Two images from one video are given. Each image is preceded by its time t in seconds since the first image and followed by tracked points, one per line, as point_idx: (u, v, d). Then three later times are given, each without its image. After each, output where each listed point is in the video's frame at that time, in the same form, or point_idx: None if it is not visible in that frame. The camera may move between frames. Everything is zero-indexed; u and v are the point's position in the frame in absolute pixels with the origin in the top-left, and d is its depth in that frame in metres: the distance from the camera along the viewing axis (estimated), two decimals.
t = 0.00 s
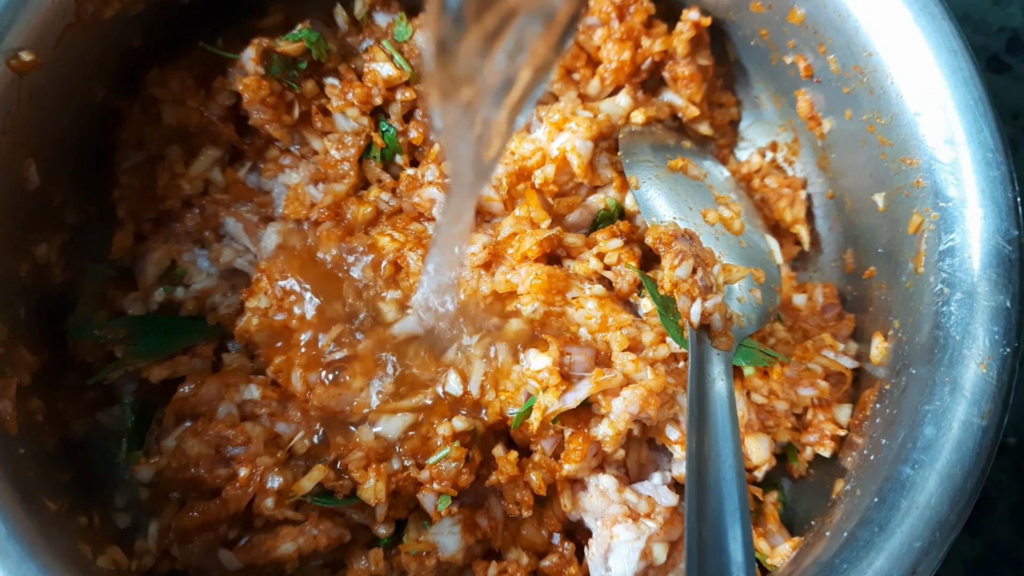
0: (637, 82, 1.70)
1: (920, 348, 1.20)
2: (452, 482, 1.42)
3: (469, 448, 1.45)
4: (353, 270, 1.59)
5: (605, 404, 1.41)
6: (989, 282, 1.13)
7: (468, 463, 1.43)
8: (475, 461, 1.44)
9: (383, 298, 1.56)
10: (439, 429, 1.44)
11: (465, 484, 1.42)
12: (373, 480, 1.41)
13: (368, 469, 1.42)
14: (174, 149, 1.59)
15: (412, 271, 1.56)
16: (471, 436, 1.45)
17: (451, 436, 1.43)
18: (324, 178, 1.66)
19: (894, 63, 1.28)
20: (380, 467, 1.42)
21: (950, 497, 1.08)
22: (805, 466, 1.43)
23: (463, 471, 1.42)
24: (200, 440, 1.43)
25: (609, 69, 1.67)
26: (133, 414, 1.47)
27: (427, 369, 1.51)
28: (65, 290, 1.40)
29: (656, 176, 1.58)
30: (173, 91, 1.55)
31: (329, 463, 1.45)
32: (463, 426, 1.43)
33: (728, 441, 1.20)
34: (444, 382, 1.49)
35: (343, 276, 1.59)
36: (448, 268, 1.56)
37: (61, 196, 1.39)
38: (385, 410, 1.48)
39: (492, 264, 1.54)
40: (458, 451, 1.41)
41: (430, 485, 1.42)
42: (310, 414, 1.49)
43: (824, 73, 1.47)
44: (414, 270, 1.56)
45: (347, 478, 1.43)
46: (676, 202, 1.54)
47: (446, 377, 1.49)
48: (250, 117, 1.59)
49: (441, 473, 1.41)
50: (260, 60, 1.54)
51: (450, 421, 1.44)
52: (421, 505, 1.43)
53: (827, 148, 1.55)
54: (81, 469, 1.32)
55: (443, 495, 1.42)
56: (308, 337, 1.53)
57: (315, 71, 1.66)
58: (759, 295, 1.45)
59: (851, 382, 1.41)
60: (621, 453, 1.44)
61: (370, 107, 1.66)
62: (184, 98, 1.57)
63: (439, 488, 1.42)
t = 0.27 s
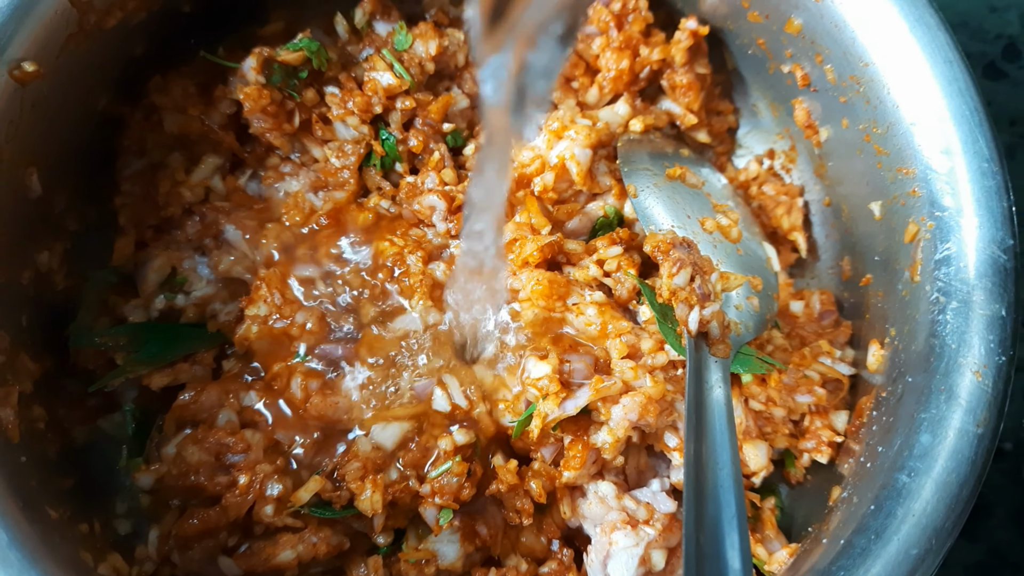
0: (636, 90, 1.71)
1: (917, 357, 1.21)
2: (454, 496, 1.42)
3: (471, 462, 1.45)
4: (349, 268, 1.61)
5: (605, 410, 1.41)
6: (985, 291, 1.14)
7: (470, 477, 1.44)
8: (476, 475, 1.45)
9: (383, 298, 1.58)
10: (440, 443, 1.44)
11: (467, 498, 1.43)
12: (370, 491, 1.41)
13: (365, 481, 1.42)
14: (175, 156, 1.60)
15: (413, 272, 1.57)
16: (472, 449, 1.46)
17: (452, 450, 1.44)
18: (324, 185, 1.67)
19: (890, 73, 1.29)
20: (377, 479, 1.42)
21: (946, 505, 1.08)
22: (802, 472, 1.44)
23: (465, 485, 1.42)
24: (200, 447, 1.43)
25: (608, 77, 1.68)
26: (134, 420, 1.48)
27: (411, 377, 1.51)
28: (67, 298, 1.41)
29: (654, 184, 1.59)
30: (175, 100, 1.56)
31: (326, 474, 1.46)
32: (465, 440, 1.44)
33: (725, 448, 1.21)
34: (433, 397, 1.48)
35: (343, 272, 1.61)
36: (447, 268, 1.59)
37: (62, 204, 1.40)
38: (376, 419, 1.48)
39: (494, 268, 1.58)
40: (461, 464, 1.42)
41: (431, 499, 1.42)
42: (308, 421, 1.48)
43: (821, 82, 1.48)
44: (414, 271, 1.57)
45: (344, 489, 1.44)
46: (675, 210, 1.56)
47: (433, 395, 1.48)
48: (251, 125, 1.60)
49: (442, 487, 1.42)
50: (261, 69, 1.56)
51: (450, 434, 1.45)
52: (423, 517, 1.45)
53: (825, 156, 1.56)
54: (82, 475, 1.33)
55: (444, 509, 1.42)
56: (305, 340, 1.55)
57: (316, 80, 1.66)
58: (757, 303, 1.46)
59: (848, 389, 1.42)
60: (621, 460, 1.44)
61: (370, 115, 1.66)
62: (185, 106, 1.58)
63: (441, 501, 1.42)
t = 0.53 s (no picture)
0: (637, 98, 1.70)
1: (918, 366, 1.22)
2: (458, 514, 1.42)
3: (474, 481, 1.45)
4: (355, 270, 1.60)
5: (608, 419, 1.42)
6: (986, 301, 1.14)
7: (473, 497, 1.44)
8: (480, 496, 1.44)
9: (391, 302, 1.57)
10: (446, 462, 1.43)
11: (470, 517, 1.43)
12: (370, 504, 1.41)
13: (365, 494, 1.43)
14: (175, 164, 1.60)
15: (415, 271, 1.56)
16: (475, 468, 1.46)
17: (457, 469, 1.43)
18: (325, 194, 1.65)
19: (891, 83, 1.29)
20: (376, 492, 1.43)
21: (948, 515, 1.09)
22: (803, 481, 1.44)
23: (469, 506, 1.42)
24: (202, 456, 1.44)
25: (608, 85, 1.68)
26: (135, 429, 1.47)
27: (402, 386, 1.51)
28: (66, 307, 1.41)
29: (655, 193, 1.60)
30: (175, 108, 1.56)
31: (326, 486, 1.46)
32: (469, 460, 1.43)
33: (728, 458, 1.21)
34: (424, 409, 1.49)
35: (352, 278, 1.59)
36: (449, 270, 1.58)
37: (63, 213, 1.40)
38: (372, 431, 1.48)
39: (497, 272, 1.56)
40: (464, 486, 1.41)
41: (434, 518, 1.42)
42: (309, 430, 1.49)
43: (821, 91, 1.48)
44: (416, 270, 1.56)
45: (343, 501, 1.44)
46: (676, 219, 1.56)
47: (423, 406, 1.49)
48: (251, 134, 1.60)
49: (445, 506, 1.41)
50: (262, 78, 1.56)
51: (455, 453, 1.44)
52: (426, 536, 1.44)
53: (825, 165, 1.57)
54: (83, 485, 1.33)
55: (448, 527, 1.42)
56: (306, 348, 1.55)
57: (317, 88, 1.67)
58: (758, 312, 1.47)
59: (849, 398, 1.42)
60: (622, 469, 1.45)
61: (372, 123, 1.66)
62: (185, 114, 1.58)
63: (444, 520, 1.41)
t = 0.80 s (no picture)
0: (637, 100, 1.70)
1: (919, 368, 1.22)
2: (462, 519, 1.42)
3: (478, 485, 1.46)
4: (358, 273, 1.61)
5: (611, 420, 1.42)
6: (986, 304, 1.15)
7: (477, 501, 1.44)
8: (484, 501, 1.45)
9: (392, 303, 1.58)
10: (450, 467, 1.44)
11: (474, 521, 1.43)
12: (371, 506, 1.41)
13: (366, 496, 1.43)
14: (178, 166, 1.61)
15: (417, 274, 1.56)
16: (478, 472, 1.46)
17: (461, 474, 1.43)
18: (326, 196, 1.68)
19: (891, 86, 1.30)
20: (378, 494, 1.43)
21: (949, 516, 1.09)
22: (803, 481, 1.45)
23: (473, 510, 1.42)
24: (204, 458, 1.44)
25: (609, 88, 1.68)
26: (137, 431, 1.47)
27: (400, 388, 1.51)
28: (69, 309, 1.41)
29: (657, 195, 1.60)
30: (177, 110, 1.56)
31: (328, 488, 1.47)
32: (472, 464, 1.44)
33: (729, 459, 1.21)
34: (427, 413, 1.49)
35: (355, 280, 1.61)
36: (451, 273, 1.57)
37: (65, 215, 1.40)
38: (373, 434, 1.49)
39: (499, 273, 1.57)
40: (468, 490, 1.42)
41: (438, 522, 1.42)
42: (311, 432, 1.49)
43: (821, 94, 1.49)
44: (419, 273, 1.56)
45: (346, 503, 1.45)
46: (676, 221, 1.57)
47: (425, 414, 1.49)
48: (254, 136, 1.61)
49: (450, 510, 1.41)
50: (265, 81, 1.56)
51: (458, 459, 1.44)
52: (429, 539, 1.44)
53: (825, 167, 1.57)
54: (86, 487, 1.33)
55: (452, 531, 1.42)
56: (306, 349, 1.55)
57: (319, 90, 1.67)
58: (758, 314, 1.48)
59: (849, 399, 1.43)
60: (625, 470, 1.45)
61: (374, 126, 1.66)
62: (188, 116, 1.57)
63: (448, 524, 1.42)
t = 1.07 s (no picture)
0: (638, 102, 1.71)
1: (921, 370, 1.23)
2: (464, 525, 1.42)
3: (481, 491, 1.45)
4: (359, 274, 1.61)
5: (614, 422, 1.42)
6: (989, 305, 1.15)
7: (479, 508, 1.44)
8: (488, 507, 1.46)
9: (393, 304, 1.58)
10: (452, 474, 1.43)
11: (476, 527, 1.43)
12: (372, 510, 1.41)
13: (367, 499, 1.43)
14: (178, 168, 1.60)
15: (417, 274, 1.56)
16: (481, 479, 1.46)
17: (463, 481, 1.43)
18: (329, 197, 1.67)
19: (893, 88, 1.30)
20: (379, 498, 1.43)
21: (952, 518, 1.09)
22: (805, 483, 1.45)
23: (476, 517, 1.43)
24: (205, 461, 1.43)
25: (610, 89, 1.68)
26: (137, 432, 1.46)
27: (396, 391, 1.50)
28: (69, 311, 1.40)
29: (658, 197, 1.60)
30: (178, 112, 1.56)
31: (330, 490, 1.46)
32: (475, 471, 1.43)
33: (732, 461, 1.21)
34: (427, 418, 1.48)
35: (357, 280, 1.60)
36: (452, 272, 1.57)
37: (66, 217, 1.39)
38: (373, 437, 1.48)
39: (500, 272, 1.57)
40: (471, 497, 1.42)
41: (440, 528, 1.42)
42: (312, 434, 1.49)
43: (823, 95, 1.49)
44: (419, 272, 1.56)
45: (346, 507, 1.45)
46: (678, 223, 1.57)
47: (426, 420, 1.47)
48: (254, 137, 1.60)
49: (452, 517, 1.42)
50: (265, 82, 1.56)
51: (461, 465, 1.44)
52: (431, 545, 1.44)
53: (826, 169, 1.57)
54: (87, 489, 1.33)
55: (455, 537, 1.42)
56: (306, 350, 1.55)
57: (320, 92, 1.67)
58: (761, 315, 1.48)
59: (851, 400, 1.43)
60: (628, 472, 1.45)
61: (375, 127, 1.66)
62: (188, 118, 1.57)
63: (450, 531, 1.42)
